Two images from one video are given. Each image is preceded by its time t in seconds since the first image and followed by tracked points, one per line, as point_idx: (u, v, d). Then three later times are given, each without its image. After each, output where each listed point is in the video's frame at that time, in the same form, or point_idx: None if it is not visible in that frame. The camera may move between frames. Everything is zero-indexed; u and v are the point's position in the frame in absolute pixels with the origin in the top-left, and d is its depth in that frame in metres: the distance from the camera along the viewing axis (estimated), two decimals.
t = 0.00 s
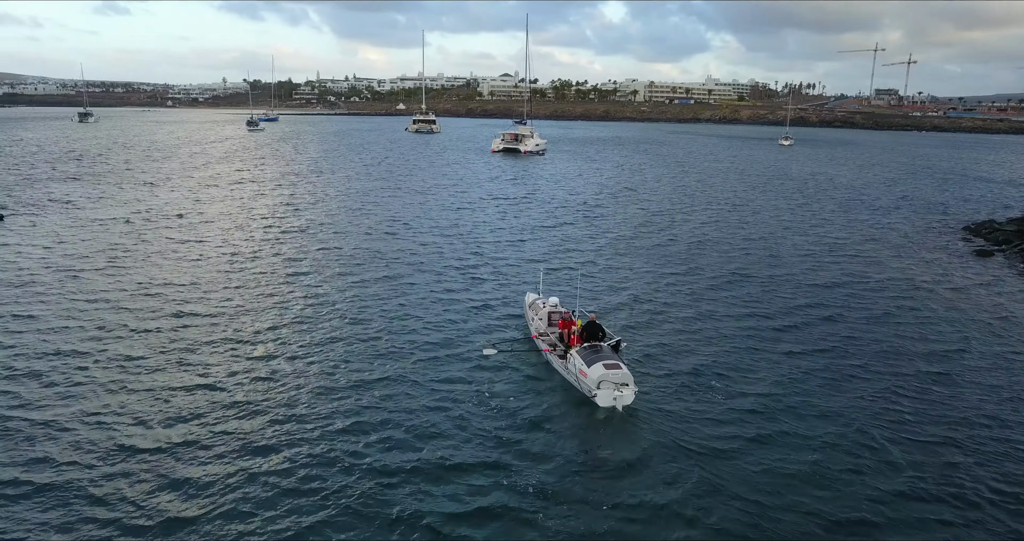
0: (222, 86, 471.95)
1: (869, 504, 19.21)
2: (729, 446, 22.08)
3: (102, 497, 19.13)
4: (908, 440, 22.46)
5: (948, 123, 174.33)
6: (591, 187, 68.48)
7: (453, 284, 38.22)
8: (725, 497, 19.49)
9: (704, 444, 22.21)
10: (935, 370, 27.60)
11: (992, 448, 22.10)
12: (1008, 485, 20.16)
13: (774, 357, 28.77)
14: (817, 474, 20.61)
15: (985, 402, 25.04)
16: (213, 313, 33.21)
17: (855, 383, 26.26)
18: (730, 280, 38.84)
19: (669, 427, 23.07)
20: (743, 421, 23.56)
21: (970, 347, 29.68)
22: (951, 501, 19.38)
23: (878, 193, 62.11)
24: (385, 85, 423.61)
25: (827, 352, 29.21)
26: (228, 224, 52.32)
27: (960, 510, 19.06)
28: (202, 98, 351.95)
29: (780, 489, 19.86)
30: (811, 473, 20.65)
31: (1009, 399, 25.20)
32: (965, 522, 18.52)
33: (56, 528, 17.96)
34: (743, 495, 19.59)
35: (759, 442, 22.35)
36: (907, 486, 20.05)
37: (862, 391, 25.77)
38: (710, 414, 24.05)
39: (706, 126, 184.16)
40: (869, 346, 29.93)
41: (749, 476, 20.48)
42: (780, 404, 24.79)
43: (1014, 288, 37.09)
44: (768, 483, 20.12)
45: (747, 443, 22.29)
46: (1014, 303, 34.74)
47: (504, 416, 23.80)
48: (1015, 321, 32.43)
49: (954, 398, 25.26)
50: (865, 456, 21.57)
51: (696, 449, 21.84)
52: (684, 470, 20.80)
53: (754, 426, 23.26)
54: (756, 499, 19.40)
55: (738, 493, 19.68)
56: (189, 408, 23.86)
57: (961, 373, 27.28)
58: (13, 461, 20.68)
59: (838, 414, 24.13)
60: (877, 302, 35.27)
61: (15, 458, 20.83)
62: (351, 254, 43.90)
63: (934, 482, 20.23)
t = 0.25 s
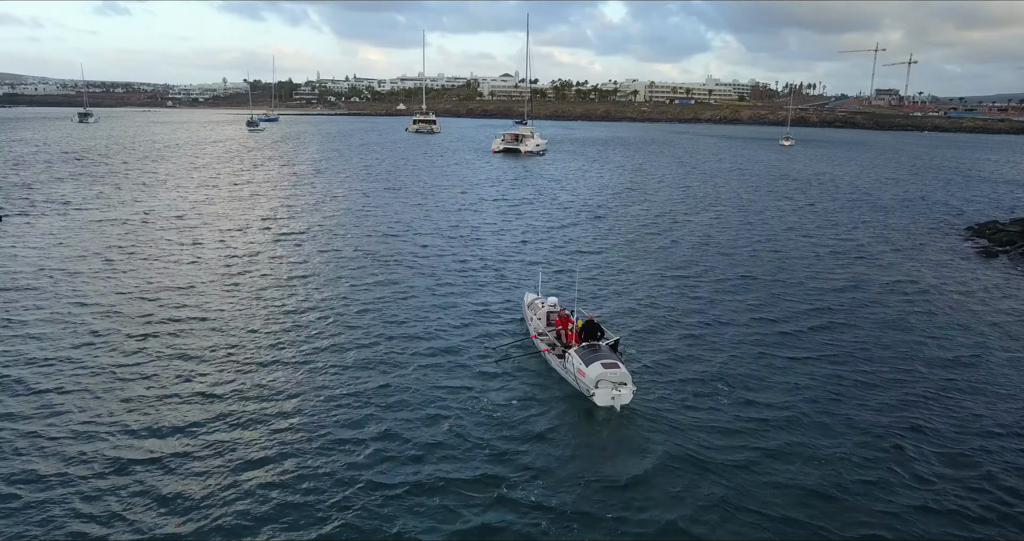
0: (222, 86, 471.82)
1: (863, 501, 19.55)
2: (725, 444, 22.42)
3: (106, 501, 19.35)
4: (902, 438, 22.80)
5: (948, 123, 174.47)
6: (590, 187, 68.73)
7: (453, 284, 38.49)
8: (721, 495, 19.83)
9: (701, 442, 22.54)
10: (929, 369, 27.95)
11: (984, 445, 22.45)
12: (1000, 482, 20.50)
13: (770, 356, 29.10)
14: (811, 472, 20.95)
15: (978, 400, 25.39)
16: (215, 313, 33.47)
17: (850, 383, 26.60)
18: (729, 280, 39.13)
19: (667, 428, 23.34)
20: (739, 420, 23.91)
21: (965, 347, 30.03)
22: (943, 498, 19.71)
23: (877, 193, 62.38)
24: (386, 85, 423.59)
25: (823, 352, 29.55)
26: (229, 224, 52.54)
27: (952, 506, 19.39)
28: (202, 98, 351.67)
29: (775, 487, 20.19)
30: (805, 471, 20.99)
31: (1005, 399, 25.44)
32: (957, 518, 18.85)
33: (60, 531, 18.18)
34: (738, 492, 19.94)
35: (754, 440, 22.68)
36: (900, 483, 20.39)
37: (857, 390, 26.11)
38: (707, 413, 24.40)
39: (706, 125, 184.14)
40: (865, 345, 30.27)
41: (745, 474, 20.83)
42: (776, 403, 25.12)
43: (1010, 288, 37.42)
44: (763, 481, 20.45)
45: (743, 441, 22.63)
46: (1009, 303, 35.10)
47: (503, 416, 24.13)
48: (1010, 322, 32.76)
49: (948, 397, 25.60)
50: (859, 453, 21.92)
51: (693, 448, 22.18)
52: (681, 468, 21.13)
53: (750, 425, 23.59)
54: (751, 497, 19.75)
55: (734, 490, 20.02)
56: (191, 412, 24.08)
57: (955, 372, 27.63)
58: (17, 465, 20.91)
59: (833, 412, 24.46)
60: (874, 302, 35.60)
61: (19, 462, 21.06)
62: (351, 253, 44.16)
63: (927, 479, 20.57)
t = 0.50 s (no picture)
0: (222, 86, 471.77)
1: (860, 503, 19.69)
2: (723, 446, 22.56)
3: (106, 502, 19.43)
4: (899, 441, 22.96)
5: (948, 122, 174.45)
6: (591, 187, 68.77)
7: (453, 285, 38.58)
8: (718, 497, 19.96)
9: (698, 444, 22.68)
10: (927, 372, 28.11)
11: (981, 448, 22.60)
12: (995, 484, 20.66)
13: (768, 358, 29.24)
14: (809, 474, 21.10)
15: (975, 403, 25.55)
16: (215, 314, 33.55)
17: (848, 386, 26.75)
18: (728, 282, 39.24)
19: (665, 429, 23.49)
20: (737, 422, 24.06)
21: (962, 349, 30.18)
22: (940, 500, 19.86)
23: (877, 193, 62.42)
24: (386, 85, 423.54)
25: (821, 354, 29.69)
26: (230, 224, 52.61)
27: (948, 508, 19.54)
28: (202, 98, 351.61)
29: (772, 489, 20.35)
30: (803, 473, 21.14)
31: (1003, 402, 25.54)
32: (953, 520, 19.00)
33: (61, 532, 18.26)
34: (736, 494, 20.08)
35: (752, 442, 22.83)
36: (896, 485, 20.54)
37: (855, 393, 26.24)
38: (705, 415, 24.53)
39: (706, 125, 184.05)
40: (863, 347, 30.41)
41: (742, 476, 20.96)
42: (774, 405, 25.27)
43: (1009, 290, 37.54)
44: (760, 483, 20.59)
45: (741, 443, 22.77)
46: (1007, 306, 35.24)
47: (502, 418, 24.25)
48: (1009, 324, 32.89)
49: (945, 400, 25.76)
50: (856, 456, 22.07)
51: (691, 450, 22.31)
52: (679, 470, 21.26)
53: (748, 428, 23.74)
54: (748, 498, 19.89)
55: (731, 492, 20.16)
56: (190, 414, 24.13)
57: (952, 375, 27.78)
58: (18, 466, 20.97)
59: (830, 414, 24.61)
60: (872, 305, 35.74)
61: (20, 464, 21.12)
62: (351, 254, 44.23)
63: (923, 482, 20.72)
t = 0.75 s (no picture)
0: (223, 86, 471.85)
1: (858, 504, 19.66)
2: (721, 446, 22.53)
3: (101, 500, 19.32)
4: (898, 442, 22.94)
5: (949, 122, 174.30)
6: (591, 187, 68.71)
7: (452, 284, 38.50)
8: (716, 496, 19.93)
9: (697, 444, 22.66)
10: (926, 373, 28.07)
11: (980, 449, 22.57)
12: (994, 485, 20.64)
13: (767, 359, 29.19)
14: (807, 474, 21.07)
15: (974, 404, 25.53)
16: (213, 313, 33.44)
17: (847, 387, 26.72)
18: (727, 283, 39.19)
19: (663, 430, 23.47)
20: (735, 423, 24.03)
21: (962, 351, 30.14)
22: (938, 501, 19.82)
23: (877, 194, 62.36)
24: (386, 85, 423.52)
25: (820, 355, 29.66)
26: (229, 224, 52.50)
27: (947, 508, 19.53)
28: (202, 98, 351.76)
29: (770, 489, 20.31)
30: (801, 473, 21.10)
31: (1002, 404, 25.53)
32: (952, 520, 18.95)
33: (56, 530, 18.15)
34: (733, 493, 20.05)
35: (750, 443, 22.80)
36: (895, 486, 20.52)
37: (854, 394, 26.22)
38: (704, 416, 24.50)
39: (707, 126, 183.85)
40: (862, 349, 30.38)
41: (740, 475, 20.94)
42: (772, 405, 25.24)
43: (1010, 291, 37.47)
44: (758, 483, 20.56)
45: (739, 443, 22.75)
46: (1007, 307, 35.21)
47: (500, 418, 24.22)
48: (1009, 325, 32.84)
49: (944, 401, 25.74)
50: (855, 456, 22.03)
51: (689, 450, 22.28)
52: (677, 470, 21.23)
53: (746, 428, 23.71)
54: (746, 498, 19.86)
55: (729, 492, 20.13)
56: (188, 413, 24.07)
57: (951, 376, 27.77)
58: (13, 465, 20.85)
59: (829, 415, 24.58)
60: (872, 306, 35.69)
61: (15, 462, 21.00)
62: (350, 253, 44.14)
63: (922, 482, 20.69)
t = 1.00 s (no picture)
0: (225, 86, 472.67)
1: (860, 509, 19.56)
2: (722, 451, 22.43)
3: (99, 505, 19.24)
4: (900, 446, 22.82)
5: (953, 123, 173.95)
6: (593, 189, 68.64)
7: (454, 286, 38.43)
8: (717, 501, 19.85)
9: (697, 448, 22.56)
10: (929, 376, 27.93)
11: (982, 453, 22.45)
12: (996, 490, 20.54)
13: (769, 361, 29.08)
14: (808, 478, 20.97)
15: (977, 408, 25.41)
16: (214, 314, 33.40)
17: (850, 390, 26.59)
18: (730, 284, 39.06)
19: (664, 433, 23.38)
20: (736, 426, 23.93)
21: (966, 354, 29.99)
22: (940, 506, 19.71)
23: (881, 195, 62.18)
24: (388, 86, 423.89)
25: (823, 358, 29.53)
26: (231, 225, 52.50)
27: (949, 514, 19.41)
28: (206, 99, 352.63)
29: (771, 494, 20.21)
30: (803, 477, 21.00)
31: (1006, 408, 25.39)
32: (954, 526, 18.86)
33: (54, 534, 18.11)
34: (734, 499, 19.97)
35: (751, 446, 22.69)
36: (897, 491, 20.40)
37: (857, 397, 26.08)
38: (705, 419, 24.39)
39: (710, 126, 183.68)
40: (865, 352, 30.27)
41: (741, 480, 20.84)
42: (774, 408, 25.14)
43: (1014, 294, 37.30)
44: (759, 488, 20.46)
45: (740, 447, 22.65)
46: (1011, 310, 35.06)
47: (501, 421, 24.12)
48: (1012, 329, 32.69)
49: (946, 404, 25.62)
50: (857, 461, 21.92)
51: (689, 454, 22.19)
52: (678, 474, 21.13)
53: (748, 431, 23.60)
54: (746, 503, 19.78)
55: (729, 497, 20.05)
56: (188, 415, 24.01)
57: (954, 379, 27.63)
58: (12, 468, 20.81)
59: (831, 419, 24.47)
60: (875, 308, 35.55)
61: (15, 465, 20.96)
62: (352, 255, 44.11)
63: (924, 487, 20.58)
